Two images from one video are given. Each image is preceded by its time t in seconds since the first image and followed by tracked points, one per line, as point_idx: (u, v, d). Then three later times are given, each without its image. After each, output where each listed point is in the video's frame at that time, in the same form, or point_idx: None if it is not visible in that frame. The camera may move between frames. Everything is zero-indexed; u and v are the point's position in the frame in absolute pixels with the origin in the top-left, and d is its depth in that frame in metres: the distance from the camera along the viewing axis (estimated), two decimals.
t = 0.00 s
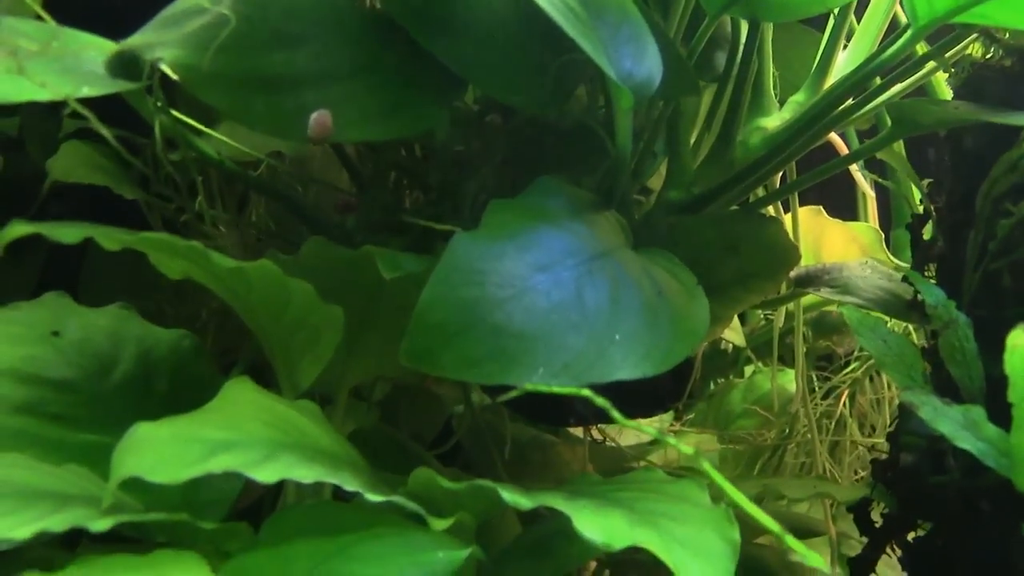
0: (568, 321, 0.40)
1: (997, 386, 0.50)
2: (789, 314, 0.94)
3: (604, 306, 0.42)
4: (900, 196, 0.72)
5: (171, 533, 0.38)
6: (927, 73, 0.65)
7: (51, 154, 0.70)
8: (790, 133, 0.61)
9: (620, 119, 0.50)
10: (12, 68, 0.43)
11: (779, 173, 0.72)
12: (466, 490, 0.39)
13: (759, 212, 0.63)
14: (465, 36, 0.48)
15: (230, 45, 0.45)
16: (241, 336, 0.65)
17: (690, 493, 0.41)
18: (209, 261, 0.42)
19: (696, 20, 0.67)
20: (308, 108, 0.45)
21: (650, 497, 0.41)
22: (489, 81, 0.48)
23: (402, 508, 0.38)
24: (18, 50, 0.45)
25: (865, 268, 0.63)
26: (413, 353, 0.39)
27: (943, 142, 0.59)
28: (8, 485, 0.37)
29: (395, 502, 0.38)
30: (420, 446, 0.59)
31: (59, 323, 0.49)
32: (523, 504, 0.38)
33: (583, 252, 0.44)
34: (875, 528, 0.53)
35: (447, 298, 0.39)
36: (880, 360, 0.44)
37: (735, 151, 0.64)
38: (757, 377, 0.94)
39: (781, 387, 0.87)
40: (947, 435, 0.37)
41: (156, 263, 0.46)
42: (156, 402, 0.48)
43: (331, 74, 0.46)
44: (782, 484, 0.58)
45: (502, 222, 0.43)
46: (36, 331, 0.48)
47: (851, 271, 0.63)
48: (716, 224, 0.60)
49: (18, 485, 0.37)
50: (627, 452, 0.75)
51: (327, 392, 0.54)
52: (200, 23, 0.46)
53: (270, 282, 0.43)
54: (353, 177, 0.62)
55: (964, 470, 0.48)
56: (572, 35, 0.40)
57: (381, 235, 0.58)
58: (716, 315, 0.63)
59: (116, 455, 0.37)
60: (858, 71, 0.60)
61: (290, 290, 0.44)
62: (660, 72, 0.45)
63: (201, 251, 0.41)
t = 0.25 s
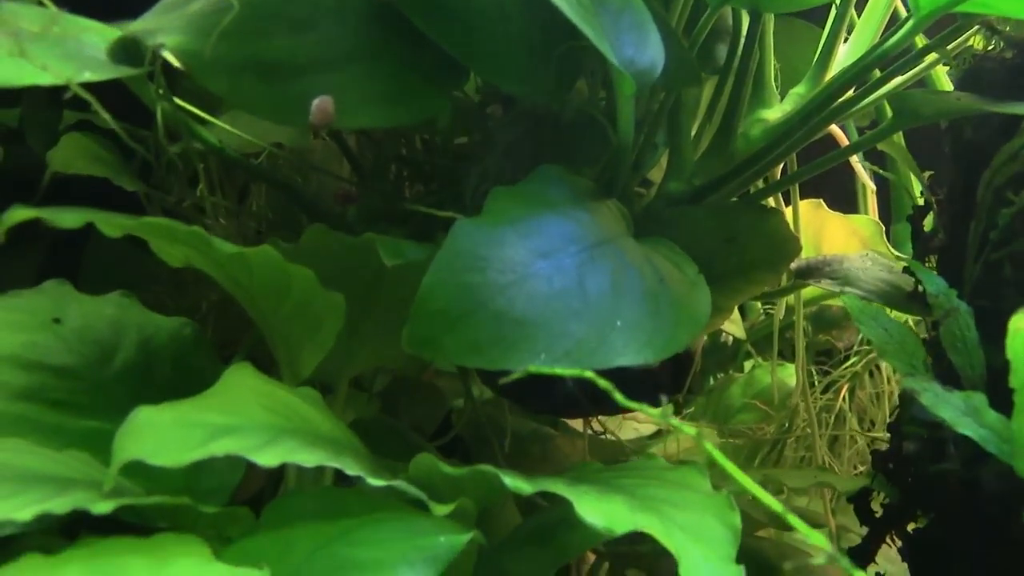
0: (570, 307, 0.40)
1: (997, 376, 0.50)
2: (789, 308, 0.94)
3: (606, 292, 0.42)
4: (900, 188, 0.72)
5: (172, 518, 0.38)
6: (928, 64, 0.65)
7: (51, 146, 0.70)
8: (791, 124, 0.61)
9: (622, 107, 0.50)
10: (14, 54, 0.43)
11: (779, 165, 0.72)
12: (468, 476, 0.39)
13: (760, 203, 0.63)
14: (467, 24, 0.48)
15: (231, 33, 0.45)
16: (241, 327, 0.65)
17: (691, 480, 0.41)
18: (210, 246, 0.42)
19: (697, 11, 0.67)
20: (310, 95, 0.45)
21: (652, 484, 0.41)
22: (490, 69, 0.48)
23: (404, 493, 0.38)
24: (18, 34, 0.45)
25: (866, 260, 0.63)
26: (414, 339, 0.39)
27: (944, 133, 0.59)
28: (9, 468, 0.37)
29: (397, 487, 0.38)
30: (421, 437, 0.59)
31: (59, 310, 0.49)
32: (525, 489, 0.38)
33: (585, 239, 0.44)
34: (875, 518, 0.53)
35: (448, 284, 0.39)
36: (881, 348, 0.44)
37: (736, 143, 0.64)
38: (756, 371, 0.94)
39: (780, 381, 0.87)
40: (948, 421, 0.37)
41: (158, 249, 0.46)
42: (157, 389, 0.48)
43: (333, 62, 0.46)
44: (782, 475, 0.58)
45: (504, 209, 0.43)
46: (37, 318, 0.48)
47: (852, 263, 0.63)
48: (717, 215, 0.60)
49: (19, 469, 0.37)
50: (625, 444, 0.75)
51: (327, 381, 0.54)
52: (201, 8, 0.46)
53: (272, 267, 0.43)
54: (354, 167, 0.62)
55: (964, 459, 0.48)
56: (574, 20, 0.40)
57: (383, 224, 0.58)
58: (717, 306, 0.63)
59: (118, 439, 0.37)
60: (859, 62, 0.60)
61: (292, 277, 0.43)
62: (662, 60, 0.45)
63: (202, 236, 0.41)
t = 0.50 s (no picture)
0: (571, 294, 0.40)
1: (998, 364, 0.50)
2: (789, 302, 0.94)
3: (608, 280, 0.42)
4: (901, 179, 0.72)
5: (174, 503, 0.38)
6: (930, 56, 0.65)
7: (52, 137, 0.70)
8: (791, 115, 0.61)
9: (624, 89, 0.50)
10: (15, 39, 0.43)
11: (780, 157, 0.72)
12: (470, 462, 0.39)
13: (761, 193, 0.63)
14: (469, 12, 0.48)
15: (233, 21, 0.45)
16: (242, 318, 0.65)
17: (692, 467, 0.41)
18: (212, 233, 0.42)
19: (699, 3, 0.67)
20: (312, 83, 0.45)
21: (653, 470, 0.41)
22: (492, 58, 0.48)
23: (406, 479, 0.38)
24: (19, 21, 0.45)
25: (867, 251, 0.63)
26: (416, 325, 0.39)
27: (945, 123, 0.59)
28: (10, 454, 0.37)
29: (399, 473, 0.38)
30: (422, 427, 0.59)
31: (61, 298, 0.49)
32: (526, 474, 0.38)
33: (586, 227, 0.44)
34: (876, 507, 0.53)
35: (450, 269, 0.39)
36: (882, 336, 0.44)
37: (737, 134, 0.64)
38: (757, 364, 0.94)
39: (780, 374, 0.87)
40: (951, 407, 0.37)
41: (158, 236, 0.46)
42: (158, 377, 0.48)
43: (336, 51, 0.46)
44: (783, 464, 0.58)
45: (506, 196, 0.43)
46: (39, 306, 0.48)
47: (852, 254, 0.63)
48: (717, 206, 0.60)
49: (21, 455, 0.37)
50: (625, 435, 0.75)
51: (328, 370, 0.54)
52: None
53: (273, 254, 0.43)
54: (355, 158, 0.62)
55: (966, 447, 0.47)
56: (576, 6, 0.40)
57: (384, 214, 0.58)
58: (717, 296, 0.63)
59: (119, 424, 0.37)
60: (860, 52, 0.60)
61: (294, 264, 0.43)
62: (663, 46, 0.45)
63: (205, 223, 0.41)
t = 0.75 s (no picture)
0: (573, 282, 0.40)
1: (1001, 354, 0.50)
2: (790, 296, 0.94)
3: (610, 269, 0.42)
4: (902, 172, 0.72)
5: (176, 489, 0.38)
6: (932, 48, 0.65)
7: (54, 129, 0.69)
8: (793, 107, 0.61)
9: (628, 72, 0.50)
10: (17, 26, 0.43)
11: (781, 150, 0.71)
12: (473, 449, 0.39)
13: (762, 185, 0.63)
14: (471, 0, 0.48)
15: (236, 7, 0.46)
16: (244, 309, 0.65)
17: (694, 455, 0.41)
18: (215, 221, 0.42)
19: None
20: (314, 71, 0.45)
21: (654, 459, 0.41)
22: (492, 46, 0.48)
23: (409, 466, 0.38)
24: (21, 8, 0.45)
25: (868, 243, 0.63)
26: (418, 313, 0.38)
27: (947, 115, 0.59)
28: (12, 440, 0.37)
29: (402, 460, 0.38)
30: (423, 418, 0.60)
31: (63, 287, 0.49)
32: (528, 461, 0.38)
33: (588, 216, 0.44)
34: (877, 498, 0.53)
35: (453, 257, 0.39)
36: (884, 326, 0.44)
37: (738, 126, 0.64)
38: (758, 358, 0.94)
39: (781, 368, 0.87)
40: (953, 395, 0.37)
41: (160, 224, 0.46)
42: (160, 366, 0.48)
43: (337, 38, 0.47)
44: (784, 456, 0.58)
45: (508, 184, 0.43)
46: (40, 294, 0.48)
47: (855, 246, 0.63)
48: (719, 198, 0.60)
49: (22, 441, 0.37)
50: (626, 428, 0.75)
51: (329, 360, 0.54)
52: None
53: (275, 242, 0.43)
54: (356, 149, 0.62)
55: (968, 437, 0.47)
56: None
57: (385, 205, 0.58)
58: (719, 288, 0.63)
59: (121, 409, 0.37)
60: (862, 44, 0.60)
61: (296, 253, 0.43)
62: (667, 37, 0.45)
63: (207, 211, 0.41)
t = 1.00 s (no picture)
0: (578, 257, 0.40)
1: (1006, 331, 0.50)
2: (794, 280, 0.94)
3: (615, 243, 0.42)
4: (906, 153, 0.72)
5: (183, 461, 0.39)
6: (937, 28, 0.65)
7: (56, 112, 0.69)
8: (798, 86, 0.61)
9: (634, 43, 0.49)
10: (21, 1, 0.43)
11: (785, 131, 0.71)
12: (479, 422, 0.39)
13: (767, 165, 0.63)
14: None
15: None
16: (248, 291, 0.65)
17: (699, 429, 0.41)
18: (220, 195, 0.42)
19: None
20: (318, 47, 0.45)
21: (659, 432, 0.41)
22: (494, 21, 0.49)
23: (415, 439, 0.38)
24: None
25: (872, 223, 0.63)
26: (423, 287, 0.39)
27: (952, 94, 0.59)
28: (18, 413, 0.37)
29: (408, 432, 0.38)
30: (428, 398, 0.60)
31: (68, 264, 0.49)
32: (534, 433, 0.38)
33: (594, 190, 0.44)
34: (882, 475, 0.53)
35: (457, 231, 0.39)
36: (889, 301, 0.44)
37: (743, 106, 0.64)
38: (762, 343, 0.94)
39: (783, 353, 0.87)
40: (958, 366, 0.37)
41: (165, 200, 0.46)
42: (165, 343, 0.48)
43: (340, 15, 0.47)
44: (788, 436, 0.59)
45: (513, 159, 0.43)
46: (45, 272, 0.48)
47: (859, 226, 0.63)
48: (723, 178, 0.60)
49: (28, 414, 0.38)
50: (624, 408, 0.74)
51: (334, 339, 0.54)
52: None
53: (280, 217, 0.43)
54: (360, 129, 0.62)
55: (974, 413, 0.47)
56: None
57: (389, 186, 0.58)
58: (723, 269, 0.63)
59: (128, 381, 0.37)
60: (867, 23, 0.60)
61: (301, 228, 0.44)
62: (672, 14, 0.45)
63: (213, 185, 0.41)
